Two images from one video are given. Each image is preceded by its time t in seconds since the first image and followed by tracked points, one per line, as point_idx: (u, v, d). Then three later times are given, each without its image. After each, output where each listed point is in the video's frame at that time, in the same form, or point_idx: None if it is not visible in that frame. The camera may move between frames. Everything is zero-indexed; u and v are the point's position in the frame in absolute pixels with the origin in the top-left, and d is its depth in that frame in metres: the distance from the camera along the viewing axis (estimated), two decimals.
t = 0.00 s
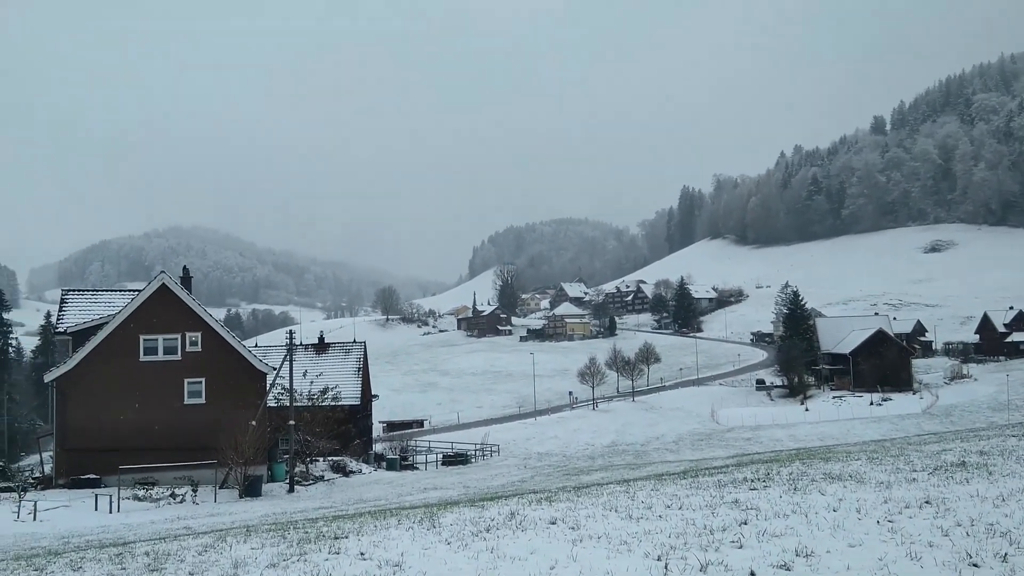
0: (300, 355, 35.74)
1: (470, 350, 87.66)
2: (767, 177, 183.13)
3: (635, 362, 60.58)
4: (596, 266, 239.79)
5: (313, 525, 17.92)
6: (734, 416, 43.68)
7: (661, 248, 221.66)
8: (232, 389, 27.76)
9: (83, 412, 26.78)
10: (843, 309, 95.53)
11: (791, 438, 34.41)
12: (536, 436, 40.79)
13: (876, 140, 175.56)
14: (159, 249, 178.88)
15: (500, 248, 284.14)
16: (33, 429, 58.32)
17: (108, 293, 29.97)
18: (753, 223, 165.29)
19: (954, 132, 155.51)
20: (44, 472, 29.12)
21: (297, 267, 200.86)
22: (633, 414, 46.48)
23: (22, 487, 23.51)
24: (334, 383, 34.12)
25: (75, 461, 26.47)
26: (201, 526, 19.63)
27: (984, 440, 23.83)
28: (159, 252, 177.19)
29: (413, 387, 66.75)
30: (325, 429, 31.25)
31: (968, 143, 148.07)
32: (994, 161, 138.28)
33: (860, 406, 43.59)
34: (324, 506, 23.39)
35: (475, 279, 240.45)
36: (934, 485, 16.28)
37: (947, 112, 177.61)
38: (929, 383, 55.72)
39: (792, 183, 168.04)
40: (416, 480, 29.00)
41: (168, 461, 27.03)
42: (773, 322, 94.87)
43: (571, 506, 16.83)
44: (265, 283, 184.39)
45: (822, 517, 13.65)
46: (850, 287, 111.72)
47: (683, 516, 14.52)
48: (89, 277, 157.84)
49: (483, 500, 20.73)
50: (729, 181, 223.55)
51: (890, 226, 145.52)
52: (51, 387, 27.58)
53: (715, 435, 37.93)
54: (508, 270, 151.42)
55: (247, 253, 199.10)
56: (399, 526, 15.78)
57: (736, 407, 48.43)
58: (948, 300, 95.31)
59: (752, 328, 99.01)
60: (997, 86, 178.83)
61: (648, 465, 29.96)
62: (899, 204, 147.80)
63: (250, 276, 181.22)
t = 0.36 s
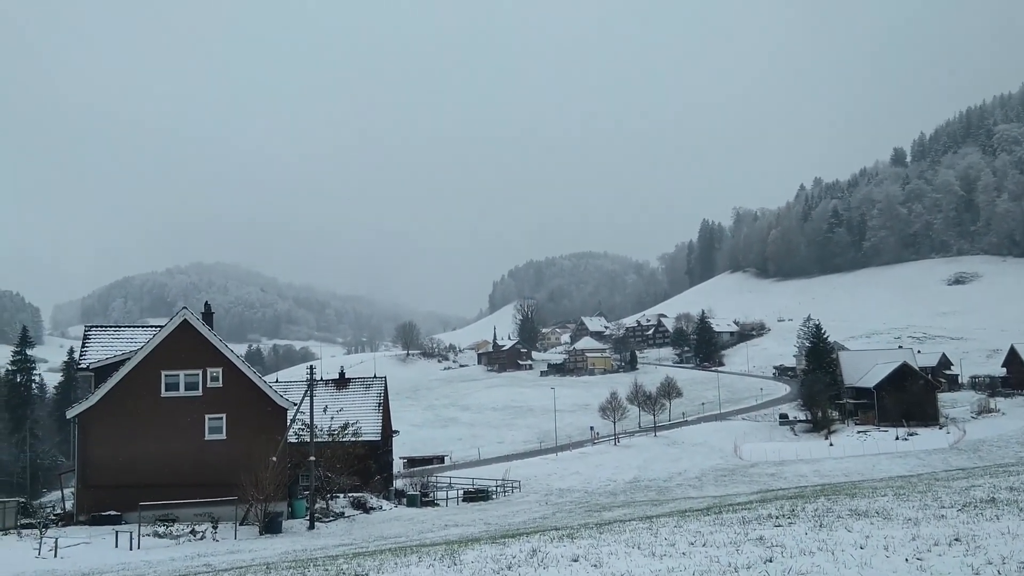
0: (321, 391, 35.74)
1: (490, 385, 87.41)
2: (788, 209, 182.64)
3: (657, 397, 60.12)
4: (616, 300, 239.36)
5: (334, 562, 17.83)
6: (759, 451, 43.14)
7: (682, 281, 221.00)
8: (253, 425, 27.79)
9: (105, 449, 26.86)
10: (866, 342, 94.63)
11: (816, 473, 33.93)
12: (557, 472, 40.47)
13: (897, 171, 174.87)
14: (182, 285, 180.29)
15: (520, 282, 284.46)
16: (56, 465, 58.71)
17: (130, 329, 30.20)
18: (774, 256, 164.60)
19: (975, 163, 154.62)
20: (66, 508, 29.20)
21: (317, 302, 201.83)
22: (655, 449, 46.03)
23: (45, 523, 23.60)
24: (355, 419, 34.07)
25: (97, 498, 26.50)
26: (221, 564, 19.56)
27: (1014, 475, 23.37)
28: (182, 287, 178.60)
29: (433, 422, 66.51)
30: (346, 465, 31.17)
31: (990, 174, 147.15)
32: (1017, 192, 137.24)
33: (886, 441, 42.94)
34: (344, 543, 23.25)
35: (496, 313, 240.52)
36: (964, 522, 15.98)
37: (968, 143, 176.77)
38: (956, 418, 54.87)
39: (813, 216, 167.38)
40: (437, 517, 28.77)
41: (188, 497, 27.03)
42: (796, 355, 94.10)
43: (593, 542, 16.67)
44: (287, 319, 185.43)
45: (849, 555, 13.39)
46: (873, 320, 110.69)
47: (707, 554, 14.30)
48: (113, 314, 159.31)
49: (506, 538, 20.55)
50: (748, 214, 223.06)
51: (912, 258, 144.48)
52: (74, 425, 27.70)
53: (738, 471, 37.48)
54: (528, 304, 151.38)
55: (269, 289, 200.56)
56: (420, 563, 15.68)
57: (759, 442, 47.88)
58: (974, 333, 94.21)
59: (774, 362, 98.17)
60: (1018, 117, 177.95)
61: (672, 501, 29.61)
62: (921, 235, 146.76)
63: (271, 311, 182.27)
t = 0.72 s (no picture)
0: (321, 403, 35.70)
1: (491, 399, 87.25)
2: (789, 226, 182.73)
3: (657, 412, 59.98)
4: (617, 315, 239.25)
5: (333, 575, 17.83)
6: (759, 467, 43.00)
7: (683, 297, 220.94)
8: (253, 437, 27.78)
9: (104, 459, 26.86)
10: (867, 359, 94.49)
11: (816, 490, 33.76)
12: (556, 486, 40.39)
13: (899, 189, 174.99)
14: (183, 296, 180.40)
15: (521, 296, 284.53)
16: (54, 475, 58.50)
17: (131, 339, 30.26)
18: (776, 273, 164.61)
19: (977, 181, 154.70)
20: (65, 518, 29.16)
21: (318, 314, 201.90)
22: (654, 465, 45.90)
23: (43, 533, 23.56)
24: (354, 431, 34.05)
25: (96, 508, 26.49)
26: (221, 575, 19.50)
27: (1015, 494, 23.27)
28: (183, 298, 178.64)
29: (433, 436, 66.32)
30: (345, 479, 31.09)
31: (992, 192, 147.19)
32: (1019, 211, 137.35)
33: (886, 458, 42.82)
34: (343, 556, 23.21)
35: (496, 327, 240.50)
36: (965, 540, 15.93)
37: (970, 161, 176.92)
38: (957, 436, 54.72)
39: (814, 233, 167.47)
40: (436, 531, 28.68)
41: (187, 509, 26.98)
42: (797, 372, 93.92)
43: (592, 557, 16.69)
44: (288, 330, 185.45)
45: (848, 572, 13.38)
46: (874, 337, 110.57)
47: (706, 569, 14.29)
48: (114, 324, 159.33)
49: (505, 551, 20.51)
50: (750, 230, 223.10)
51: (914, 276, 144.42)
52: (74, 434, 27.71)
53: (738, 487, 37.32)
54: (529, 318, 151.30)
55: (270, 300, 200.71)
56: None
57: (760, 458, 47.73)
58: (976, 351, 94.03)
59: (775, 378, 97.96)
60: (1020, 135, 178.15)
61: (673, 517, 29.47)
62: (923, 253, 146.73)
63: (272, 323, 182.36)
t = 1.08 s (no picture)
0: (300, 396, 35.57)
1: (471, 393, 87.18)
2: (770, 223, 183.56)
3: (638, 407, 60.14)
4: (599, 310, 239.74)
5: (309, 568, 17.77)
6: (738, 463, 43.19)
7: (664, 292, 221.58)
8: (232, 430, 27.65)
9: (79, 450, 26.64)
10: (845, 356, 95.15)
11: (794, 485, 33.99)
12: (536, 481, 40.43)
13: (879, 187, 176.18)
14: (162, 287, 179.22)
15: (503, 290, 284.55)
16: (29, 466, 57.95)
17: (108, 330, 30.03)
18: (756, 269, 165.46)
19: (956, 180, 156.03)
20: (39, 510, 28.93)
21: (299, 306, 201.09)
22: (635, 459, 46.02)
23: (17, 525, 23.34)
24: (334, 425, 33.94)
25: (70, 499, 26.25)
26: (197, 568, 19.39)
27: (991, 490, 23.49)
28: (161, 289, 177.46)
29: (414, 430, 66.20)
30: (323, 472, 30.99)
31: (971, 191, 148.41)
32: (997, 210, 138.66)
33: (863, 454, 43.18)
34: (321, 549, 23.15)
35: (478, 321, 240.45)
36: (939, 535, 16.06)
37: (950, 160, 178.32)
38: (933, 432, 55.23)
39: (794, 230, 168.37)
40: (416, 525, 28.64)
41: (163, 502, 26.84)
42: (776, 368, 94.44)
43: (570, 551, 16.71)
44: (268, 323, 184.70)
45: (823, 566, 13.50)
46: (853, 334, 111.37)
47: (683, 563, 14.37)
48: (91, 315, 157.95)
49: (484, 545, 20.51)
50: (731, 227, 224.01)
51: (892, 274, 145.55)
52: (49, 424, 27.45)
53: (717, 482, 37.50)
54: (511, 313, 151.30)
55: (251, 292, 199.80)
56: (397, 569, 15.66)
57: (738, 453, 48.01)
58: (953, 349, 94.84)
59: (754, 374, 98.48)
60: (1000, 135, 179.60)
61: (652, 512, 29.54)
62: (902, 251, 147.86)
63: (252, 315, 181.49)
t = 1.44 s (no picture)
0: (274, 389, 35.35)
1: (446, 386, 87.02)
2: (744, 216, 184.50)
3: (613, 400, 60.31)
4: (574, 303, 240.13)
5: (283, 562, 17.67)
6: (712, 455, 43.49)
7: (639, 285, 222.25)
8: (205, 424, 27.46)
9: (49, 443, 26.30)
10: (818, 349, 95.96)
11: (767, 477, 34.25)
12: (512, 473, 40.45)
13: (851, 181, 177.63)
14: (133, 280, 177.28)
15: (478, 283, 284.23)
16: None
17: (79, 323, 29.68)
18: (731, 262, 166.44)
19: (927, 175, 157.72)
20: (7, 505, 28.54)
21: (272, 299, 199.65)
22: (610, 451, 46.19)
23: None
24: (308, 418, 33.75)
25: (40, 494, 25.92)
26: (169, 563, 19.22)
27: (960, 481, 23.83)
28: (133, 282, 175.59)
29: (389, 423, 65.96)
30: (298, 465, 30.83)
31: (941, 185, 150.17)
32: (967, 204, 140.35)
33: (835, 445, 43.56)
34: (294, 543, 23.03)
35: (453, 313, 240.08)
36: (908, 525, 16.27)
37: (922, 154, 180.02)
38: (904, 424, 55.82)
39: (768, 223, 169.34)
40: (390, 518, 28.57)
41: (135, 496, 26.60)
42: (750, 360, 95.06)
43: (543, 543, 16.71)
44: (242, 315, 183.31)
45: (794, 556, 13.61)
46: (826, 327, 112.36)
47: (656, 555, 14.41)
48: (61, 308, 155.90)
49: (458, 538, 20.52)
50: (706, 220, 225.04)
51: (865, 267, 146.97)
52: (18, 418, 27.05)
53: (691, 474, 37.68)
54: (487, 305, 151.11)
55: (224, 285, 198.10)
56: (370, 563, 15.59)
57: (713, 445, 48.33)
58: (923, 341, 95.90)
59: (729, 367, 99.08)
60: (970, 131, 181.81)
61: (626, 504, 29.68)
62: (873, 244, 149.33)
63: (225, 308, 180.08)
